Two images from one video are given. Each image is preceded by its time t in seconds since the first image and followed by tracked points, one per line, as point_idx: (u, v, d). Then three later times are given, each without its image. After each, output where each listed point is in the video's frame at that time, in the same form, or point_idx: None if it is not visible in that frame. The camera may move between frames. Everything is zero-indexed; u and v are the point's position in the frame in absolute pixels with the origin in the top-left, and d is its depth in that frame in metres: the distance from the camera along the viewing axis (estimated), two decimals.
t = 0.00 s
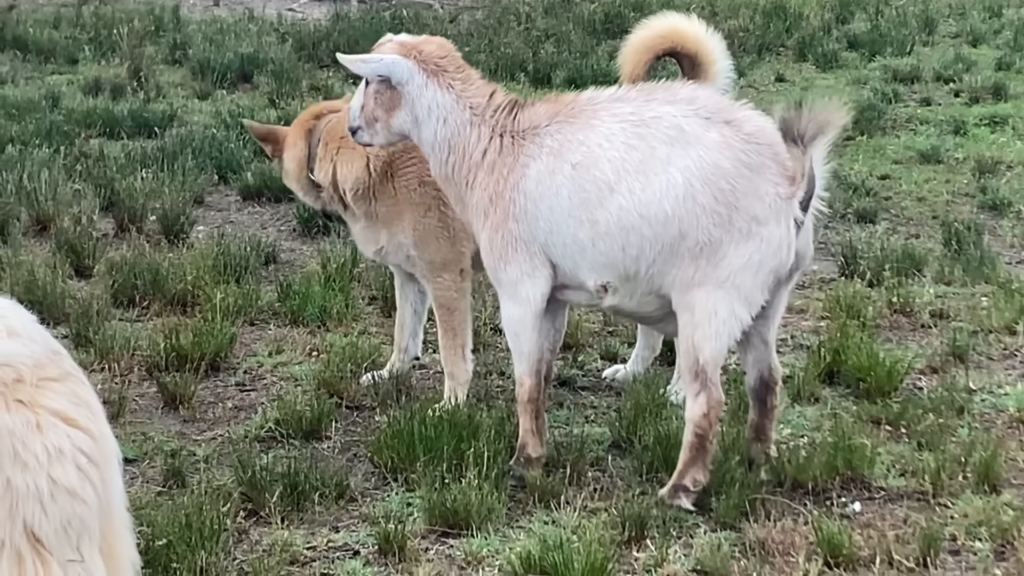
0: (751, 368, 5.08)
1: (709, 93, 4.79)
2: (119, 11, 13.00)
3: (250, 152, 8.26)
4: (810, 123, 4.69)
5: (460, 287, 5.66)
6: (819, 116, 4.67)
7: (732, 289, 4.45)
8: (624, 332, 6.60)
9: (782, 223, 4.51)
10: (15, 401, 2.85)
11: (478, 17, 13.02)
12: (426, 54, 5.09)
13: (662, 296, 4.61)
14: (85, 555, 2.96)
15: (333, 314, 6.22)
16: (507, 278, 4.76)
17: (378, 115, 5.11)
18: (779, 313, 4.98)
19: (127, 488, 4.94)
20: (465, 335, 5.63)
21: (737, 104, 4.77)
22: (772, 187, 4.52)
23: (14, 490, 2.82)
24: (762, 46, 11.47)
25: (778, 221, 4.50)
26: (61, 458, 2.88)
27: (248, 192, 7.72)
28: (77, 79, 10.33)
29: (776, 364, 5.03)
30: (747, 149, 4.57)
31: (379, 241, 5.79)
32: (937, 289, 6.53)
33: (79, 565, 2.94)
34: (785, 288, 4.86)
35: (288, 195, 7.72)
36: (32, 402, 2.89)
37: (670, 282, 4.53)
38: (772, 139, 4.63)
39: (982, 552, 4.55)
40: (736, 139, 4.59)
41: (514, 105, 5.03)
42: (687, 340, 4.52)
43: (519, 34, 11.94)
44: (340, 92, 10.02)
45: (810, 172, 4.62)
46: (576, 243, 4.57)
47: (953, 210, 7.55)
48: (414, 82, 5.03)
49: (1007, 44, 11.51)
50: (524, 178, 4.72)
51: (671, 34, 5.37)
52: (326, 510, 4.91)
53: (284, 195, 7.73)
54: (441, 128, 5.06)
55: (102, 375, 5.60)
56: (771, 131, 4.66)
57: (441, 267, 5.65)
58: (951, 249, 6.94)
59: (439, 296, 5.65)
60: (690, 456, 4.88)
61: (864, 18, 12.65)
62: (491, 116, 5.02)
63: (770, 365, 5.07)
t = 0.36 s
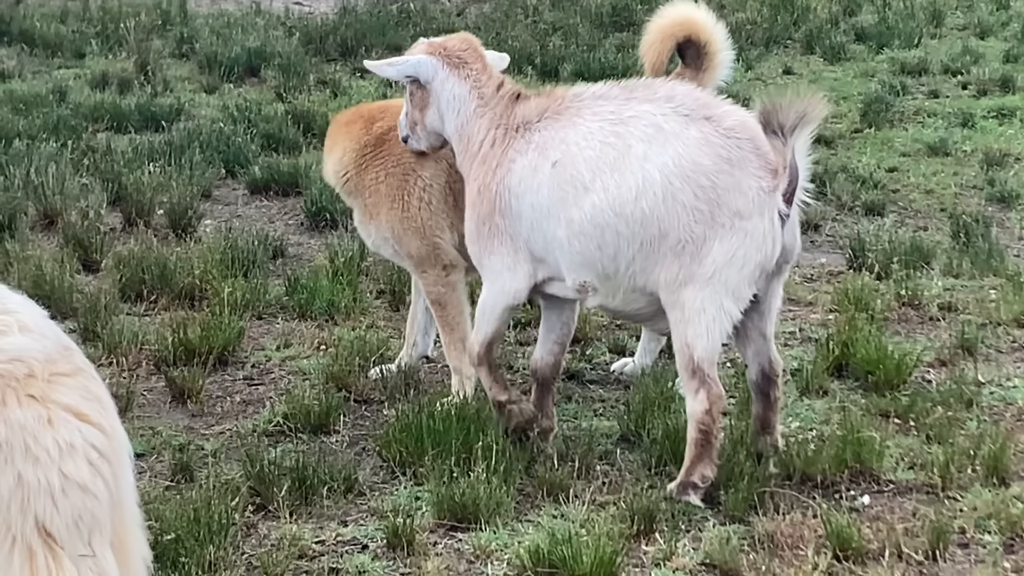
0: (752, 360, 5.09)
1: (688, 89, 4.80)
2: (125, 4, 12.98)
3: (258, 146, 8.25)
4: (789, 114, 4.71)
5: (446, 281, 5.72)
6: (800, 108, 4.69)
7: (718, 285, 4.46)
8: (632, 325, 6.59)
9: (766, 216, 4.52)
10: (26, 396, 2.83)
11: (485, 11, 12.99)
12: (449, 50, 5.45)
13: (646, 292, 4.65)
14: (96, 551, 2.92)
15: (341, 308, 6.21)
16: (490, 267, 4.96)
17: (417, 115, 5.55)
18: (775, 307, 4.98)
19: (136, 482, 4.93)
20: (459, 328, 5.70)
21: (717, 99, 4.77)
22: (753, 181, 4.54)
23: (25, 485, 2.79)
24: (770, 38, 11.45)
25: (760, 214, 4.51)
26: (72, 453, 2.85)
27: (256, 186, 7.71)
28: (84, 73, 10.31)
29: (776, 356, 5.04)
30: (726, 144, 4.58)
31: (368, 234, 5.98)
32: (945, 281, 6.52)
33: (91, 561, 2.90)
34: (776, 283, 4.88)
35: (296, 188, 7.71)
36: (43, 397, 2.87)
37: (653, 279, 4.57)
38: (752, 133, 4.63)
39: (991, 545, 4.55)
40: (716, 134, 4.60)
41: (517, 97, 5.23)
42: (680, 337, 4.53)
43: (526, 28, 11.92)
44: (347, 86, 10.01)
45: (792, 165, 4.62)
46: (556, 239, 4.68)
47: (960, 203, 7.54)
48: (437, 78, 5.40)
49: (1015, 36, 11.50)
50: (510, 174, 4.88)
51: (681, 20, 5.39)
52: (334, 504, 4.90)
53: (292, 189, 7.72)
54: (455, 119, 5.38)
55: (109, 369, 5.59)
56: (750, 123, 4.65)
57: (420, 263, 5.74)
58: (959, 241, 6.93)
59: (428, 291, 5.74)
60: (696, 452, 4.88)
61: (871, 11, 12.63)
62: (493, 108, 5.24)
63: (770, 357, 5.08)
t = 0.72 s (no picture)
0: (744, 354, 5.12)
1: (657, 87, 4.88)
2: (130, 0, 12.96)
3: (263, 143, 8.25)
4: (747, 106, 4.79)
5: (446, 278, 5.72)
6: (758, 98, 4.77)
7: (690, 279, 4.51)
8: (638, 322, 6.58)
9: (732, 209, 4.56)
10: (26, 397, 2.82)
11: (490, 6, 12.98)
12: (448, 43, 5.58)
13: (619, 286, 4.72)
14: (96, 552, 2.92)
15: (347, 305, 6.20)
16: (472, 261, 5.22)
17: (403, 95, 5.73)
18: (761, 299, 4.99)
19: (141, 480, 4.93)
20: (460, 325, 5.69)
21: (683, 96, 4.84)
22: (718, 174, 4.58)
23: (24, 487, 2.79)
24: (775, 34, 11.44)
25: (726, 207, 4.55)
26: (72, 455, 2.84)
27: (261, 183, 7.71)
28: (89, 70, 10.30)
29: (767, 350, 5.05)
30: (689, 140, 4.64)
31: (369, 227, 6.00)
32: (950, 277, 6.51)
33: (91, 562, 2.90)
34: (757, 275, 4.88)
35: (301, 185, 7.71)
36: (44, 398, 2.85)
37: (626, 276, 4.65)
38: (715, 126, 4.67)
39: (997, 542, 4.55)
40: (680, 130, 4.66)
41: (510, 91, 5.37)
42: (661, 333, 4.58)
43: (532, 23, 11.90)
44: (352, 82, 9.99)
45: (757, 155, 4.65)
46: (530, 237, 4.84)
47: (966, 198, 7.53)
48: (432, 70, 5.57)
49: (1020, 31, 11.49)
50: (489, 170, 5.06)
51: (686, 20, 5.35)
52: (340, 502, 4.89)
53: (297, 185, 7.71)
54: (450, 113, 5.53)
55: (115, 367, 5.59)
56: (712, 117, 4.70)
57: (419, 259, 5.75)
58: (965, 237, 6.93)
59: (429, 288, 5.75)
60: (697, 446, 4.85)
61: (877, 6, 12.61)
62: (487, 99, 5.38)
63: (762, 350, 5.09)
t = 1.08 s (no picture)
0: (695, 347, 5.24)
1: (648, 79, 5.10)
2: None
3: (270, 140, 8.25)
4: (742, 98, 5.03)
5: (453, 274, 5.75)
6: (751, 91, 4.99)
7: (685, 263, 4.70)
8: (644, 318, 6.58)
9: (724, 198, 4.78)
10: (31, 394, 2.74)
11: (496, 3, 12.97)
12: (426, 35, 5.74)
13: (601, 271, 4.95)
14: (102, 551, 2.82)
15: (354, 302, 6.20)
16: (463, 242, 5.34)
17: (380, 87, 5.88)
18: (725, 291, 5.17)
19: (150, 477, 4.93)
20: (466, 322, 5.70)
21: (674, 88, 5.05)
22: (710, 165, 4.81)
23: (28, 485, 2.70)
24: (781, 30, 11.43)
25: (718, 197, 4.78)
26: (77, 453, 2.75)
27: (268, 180, 7.70)
28: (95, 68, 10.30)
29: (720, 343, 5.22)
30: (682, 130, 4.87)
31: (377, 223, 6.01)
32: (958, 273, 6.51)
33: (95, 561, 2.80)
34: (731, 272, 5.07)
35: (308, 182, 7.71)
36: (49, 396, 2.77)
37: (619, 259, 4.85)
38: (706, 119, 4.90)
39: (1006, 538, 4.55)
40: (673, 121, 4.89)
41: (494, 81, 5.53)
42: (660, 318, 4.74)
43: (538, 20, 11.90)
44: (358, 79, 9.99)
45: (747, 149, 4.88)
46: (520, 220, 5.00)
47: (973, 195, 7.52)
48: (410, 60, 5.71)
49: None
50: (478, 152, 5.22)
51: (692, 18, 5.39)
52: (348, 499, 4.89)
53: (304, 182, 7.72)
54: (430, 102, 5.67)
55: (123, 364, 5.59)
56: (704, 110, 4.93)
57: (426, 255, 5.76)
58: (972, 233, 6.93)
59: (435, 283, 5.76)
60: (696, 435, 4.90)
61: (883, 2, 12.61)
62: (470, 88, 5.54)
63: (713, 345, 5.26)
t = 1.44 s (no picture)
0: (693, 337, 5.30)
1: (646, 69, 5.21)
2: None
3: (276, 141, 8.25)
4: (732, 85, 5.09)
5: (452, 271, 5.72)
6: (744, 75, 5.06)
7: (657, 247, 4.84)
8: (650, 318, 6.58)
9: (709, 182, 4.86)
10: (40, 395, 2.76)
11: (502, 4, 12.97)
12: (419, 27, 5.75)
13: (592, 261, 5.06)
14: (110, 550, 2.82)
15: (360, 303, 6.20)
16: (465, 236, 5.38)
17: (372, 80, 5.90)
18: (722, 280, 5.23)
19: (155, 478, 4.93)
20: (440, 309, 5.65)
21: (670, 77, 5.16)
22: (696, 151, 4.90)
23: (36, 484, 2.70)
24: (787, 30, 11.43)
25: (703, 181, 4.86)
26: (85, 453, 2.76)
27: (273, 180, 7.71)
28: (101, 68, 10.31)
29: (717, 332, 5.27)
30: (672, 117, 4.97)
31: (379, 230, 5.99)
32: (964, 273, 6.50)
33: (103, 561, 2.80)
34: (726, 255, 5.15)
35: (313, 182, 7.72)
36: (59, 396, 2.79)
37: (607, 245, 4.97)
38: (696, 106, 5.00)
39: (1011, 538, 4.54)
40: (663, 108, 5.00)
41: (488, 74, 5.57)
42: (625, 299, 4.91)
43: (544, 20, 11.89)
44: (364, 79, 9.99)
45: (735, 134, 4.97)
46: (515, 210, 5.12)
47: (979, 195, 7.51)
48: (404, 53, 5.73)
49: None
50: (477, 144, 5.33)
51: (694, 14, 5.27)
52: (353, 499, 4.89)
53: (309, 183, 7.72)
54: (426, 96, 5.70)
55: (129, 365, 5.59)
56: (696, 97, 5.02)
57: (427, 254, 5.75)
58: (978, 233, 6.92)
59: (427, 275, 5.72)
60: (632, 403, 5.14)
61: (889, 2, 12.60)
62: (465, 83, 5.58)
63: (710, 334, 5.29)
